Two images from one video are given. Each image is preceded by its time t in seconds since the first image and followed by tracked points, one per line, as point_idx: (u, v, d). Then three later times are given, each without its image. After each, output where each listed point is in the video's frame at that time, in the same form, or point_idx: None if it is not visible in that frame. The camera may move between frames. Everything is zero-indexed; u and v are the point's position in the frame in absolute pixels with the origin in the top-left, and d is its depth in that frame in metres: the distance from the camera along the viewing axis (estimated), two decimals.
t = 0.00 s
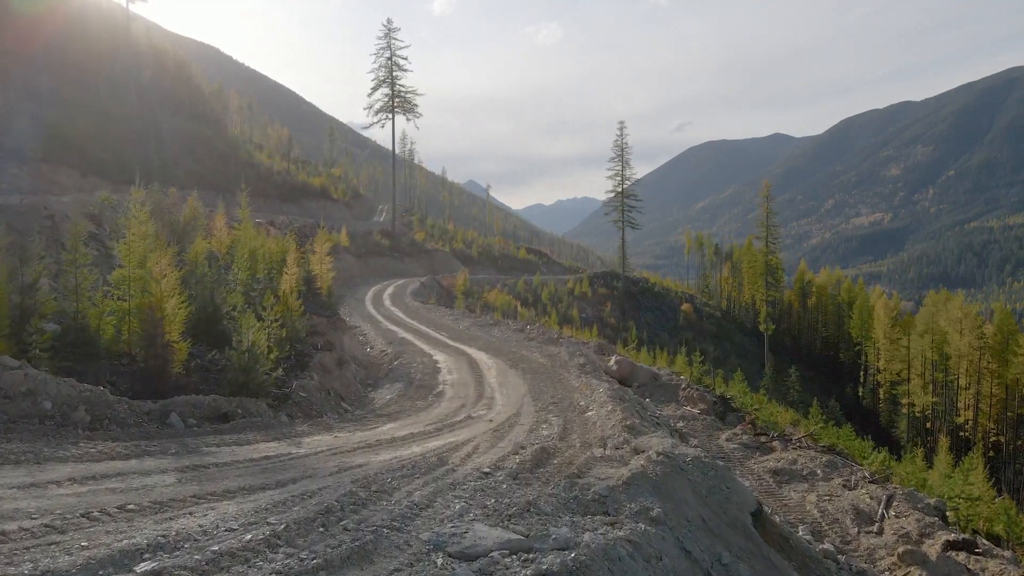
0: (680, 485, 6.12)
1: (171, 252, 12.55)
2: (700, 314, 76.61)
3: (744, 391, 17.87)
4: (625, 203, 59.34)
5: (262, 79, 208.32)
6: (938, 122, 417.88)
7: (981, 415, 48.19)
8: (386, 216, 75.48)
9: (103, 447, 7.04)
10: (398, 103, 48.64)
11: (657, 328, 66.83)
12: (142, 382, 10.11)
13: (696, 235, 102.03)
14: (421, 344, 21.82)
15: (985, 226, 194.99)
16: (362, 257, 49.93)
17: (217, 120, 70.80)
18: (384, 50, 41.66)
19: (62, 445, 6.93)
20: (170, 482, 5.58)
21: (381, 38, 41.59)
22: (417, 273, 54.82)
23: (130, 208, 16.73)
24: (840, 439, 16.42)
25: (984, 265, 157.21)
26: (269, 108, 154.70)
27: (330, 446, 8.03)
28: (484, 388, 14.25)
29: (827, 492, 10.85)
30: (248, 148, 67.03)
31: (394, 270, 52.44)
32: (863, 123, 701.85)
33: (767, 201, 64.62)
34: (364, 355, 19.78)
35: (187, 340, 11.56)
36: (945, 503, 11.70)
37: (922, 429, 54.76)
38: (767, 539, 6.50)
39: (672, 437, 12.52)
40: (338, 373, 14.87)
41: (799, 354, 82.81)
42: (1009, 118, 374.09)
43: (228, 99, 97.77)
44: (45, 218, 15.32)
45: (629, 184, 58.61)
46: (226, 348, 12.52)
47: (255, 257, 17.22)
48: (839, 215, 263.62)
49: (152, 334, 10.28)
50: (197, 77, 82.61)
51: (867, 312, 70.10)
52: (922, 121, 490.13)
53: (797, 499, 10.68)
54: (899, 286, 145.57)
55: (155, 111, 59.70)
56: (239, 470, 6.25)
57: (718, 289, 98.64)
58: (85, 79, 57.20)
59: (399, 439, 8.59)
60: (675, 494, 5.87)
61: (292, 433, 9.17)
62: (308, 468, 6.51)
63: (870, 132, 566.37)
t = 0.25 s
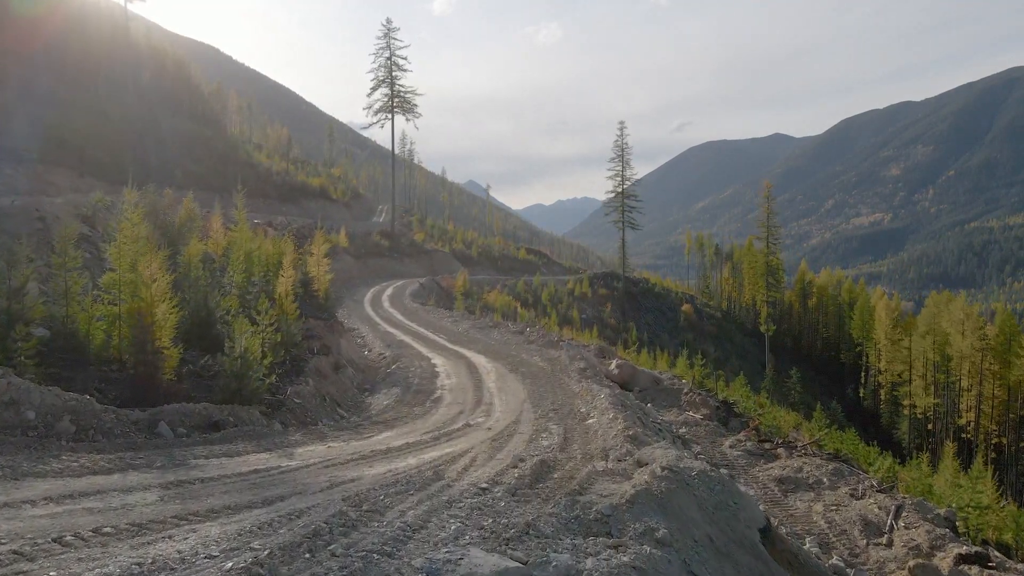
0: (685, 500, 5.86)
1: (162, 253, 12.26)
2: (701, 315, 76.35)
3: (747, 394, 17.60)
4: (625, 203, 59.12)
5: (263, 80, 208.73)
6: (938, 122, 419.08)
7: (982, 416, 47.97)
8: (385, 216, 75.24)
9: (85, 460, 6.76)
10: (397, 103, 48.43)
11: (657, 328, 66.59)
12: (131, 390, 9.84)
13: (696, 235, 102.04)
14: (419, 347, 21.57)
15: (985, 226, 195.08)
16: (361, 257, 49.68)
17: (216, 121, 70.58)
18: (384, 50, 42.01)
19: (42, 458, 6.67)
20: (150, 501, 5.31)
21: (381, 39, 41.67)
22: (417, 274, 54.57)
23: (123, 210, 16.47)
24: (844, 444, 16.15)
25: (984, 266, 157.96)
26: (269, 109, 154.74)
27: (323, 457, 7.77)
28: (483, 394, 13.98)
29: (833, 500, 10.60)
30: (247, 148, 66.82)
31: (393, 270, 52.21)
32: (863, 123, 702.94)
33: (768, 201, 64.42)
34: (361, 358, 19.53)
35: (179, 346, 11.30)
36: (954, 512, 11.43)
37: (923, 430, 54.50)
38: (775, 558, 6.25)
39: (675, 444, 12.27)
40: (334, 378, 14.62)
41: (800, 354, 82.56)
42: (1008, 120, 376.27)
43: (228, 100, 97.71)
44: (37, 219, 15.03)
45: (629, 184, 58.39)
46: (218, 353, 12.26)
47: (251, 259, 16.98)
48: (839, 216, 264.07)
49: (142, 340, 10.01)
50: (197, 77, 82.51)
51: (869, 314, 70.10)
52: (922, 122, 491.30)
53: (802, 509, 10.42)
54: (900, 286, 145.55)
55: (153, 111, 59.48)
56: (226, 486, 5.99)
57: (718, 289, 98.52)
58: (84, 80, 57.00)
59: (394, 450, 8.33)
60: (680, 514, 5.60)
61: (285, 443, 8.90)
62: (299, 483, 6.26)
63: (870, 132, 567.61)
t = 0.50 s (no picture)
0: (692, 518, 5.62)
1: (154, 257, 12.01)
2: (701, 315, 76.12)
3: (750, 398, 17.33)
4: (625, 203, 58.91)
5: (262, 80, 208.67)
6: (938, 123, 419.31)
7: (985, 418, 47.75)
8: (385, 217, 75.01)
9: (66, 474, 6.49)
10: (397, 103, 48.28)
11: (657, 329, 66.38)
12: (119, 398, 9.57)
13: (696, 235, 101.95)
14: (417, 350, 21.33)
15: (985, 226, 195.22)
16: (361, 258, 49.45)
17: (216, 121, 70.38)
18: (383, 50, 43.78)
19: (21, 473, 6.39)
20: (129, 523, 5.03)
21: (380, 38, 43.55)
22: (416, 275, 54.34)
23: (117, 211, 16.22)
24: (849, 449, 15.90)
25: (984, 266, 158.03)
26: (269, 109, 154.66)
27: (315, 469, 7.51)
28: (482, 399, 13.72)
29: (841, 510, 10.34)
30: (247, 148, 66.64)
31: (393, 271, 52.00)
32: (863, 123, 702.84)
33: (768, 201, 64.21)
34: (359, 361, 19.28)
35: (170, 351, 11.03)
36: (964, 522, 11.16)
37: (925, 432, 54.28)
38: None
39: (677, 451, 12.01)
40: (331, 382, 14.36)
41: (801, 355, 82.33)
42: (1008, 120, 376.51)
43: (227, 100, 97.63)
44: (28, 221, 14.78)
45: (630, 185, 58.23)
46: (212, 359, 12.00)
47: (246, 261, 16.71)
48: (840, 216, 264.18)
49: (130, 346, 9.74)
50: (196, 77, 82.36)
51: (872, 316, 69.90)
52: (922, 122, 491.15)
53: (809, 518, 10.17)
54: (900, 287, 145.55)
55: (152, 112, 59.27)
56: (212, 503, 5.71)
57: (719, 290, 98.33)
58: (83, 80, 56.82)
59: (389, 460, 8.06)
60: (687, 533, 5.35)
61: (276, 452, 8.64)
62: (288, 499, 5.98)
63: (870, 132, 567.73)
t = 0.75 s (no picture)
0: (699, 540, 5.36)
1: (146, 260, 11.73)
2: (702, 316, 75.87)
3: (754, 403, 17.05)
4: (625, 204, 58.64)
5: (262, 80, 208.58)
6: (938, 123, 419.54)
7: (987, 419, 47.53)
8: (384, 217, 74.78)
9: (45, 489, 6.21)
10: (396, 103, 48.08)
11: (658, 330, 66.10)
12: (106, 405, 9.29)
13: (696, 235, 101.80)
14: (415, 353, 21.07)
15: (985, 226, 195.42)
16: (360, 259, 49.15)
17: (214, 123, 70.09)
18: (384, 49, 45.28)
19: None
20: (105, 546, 4.75)
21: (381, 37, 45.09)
22: (415, 275, 54.08)
23: (108, 213, 15.91)
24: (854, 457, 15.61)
25: (983, 266, 158.18)
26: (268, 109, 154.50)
27: (306, 482, 7.24)
28: (481, 405, 13.44)
29: (849, 520, 10.03)
30: (245, 149, 66.40)
31: (392, 272, 51.72)
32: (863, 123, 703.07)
33: (769, 202, 63.91)
34: (356, 365, 19.02)
35: (160, 357, 10.75)
36: (975, 533, 10.88)
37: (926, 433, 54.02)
38: None
39: (680, 459, 11.73)
40: (327, 387, 14.09)
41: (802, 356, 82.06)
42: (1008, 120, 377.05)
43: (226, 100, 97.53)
44: (18, 223, 14.49)
45: (630, 185, 58.01)
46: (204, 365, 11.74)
47: (243, 263, 16.43)
48: (839, 216, 264.31)
49: (118, 352, 9.46)
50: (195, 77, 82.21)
51: (873, 319, 69.85)
52: (922, 122, 491.34)
53: (816, 529, 9.87)
54: (900, 287, 145.39)
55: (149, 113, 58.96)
56: (195, 522, 5.44)
57: (719, 290, 98.14)
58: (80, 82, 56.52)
59: (383, 472, 7.78)
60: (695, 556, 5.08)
61: (267, 463, 8.35)
62: (276, 517, 5.71)
63: (870, 132, 568.02)
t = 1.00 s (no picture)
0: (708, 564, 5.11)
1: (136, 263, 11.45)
2: (702, 316, 75.60)
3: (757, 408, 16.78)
4: (625, 204, 58.38)
5: (261, 81, 208.45)
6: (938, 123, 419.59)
7: (989, 420, 47.30)
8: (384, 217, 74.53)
9: (23, 506, 5.93)
10: (395, 103, 47.87)
11: (658, 330, 65.85)
12: (93, 414, 9.00)
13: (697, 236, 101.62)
14: (414, 356, 20.79)
15: (985, 226, 195.37)
16: (359, 259, 48.88)
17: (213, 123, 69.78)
18: (383, 49, 45.84)
19: None
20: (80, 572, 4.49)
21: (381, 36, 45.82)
22: (415, 276, 53.81)
23: (100, 214, 15.63)
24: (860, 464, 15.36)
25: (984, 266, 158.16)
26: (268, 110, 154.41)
27: (298, 496, 6.98)
28: (479, 411, 13.16)
29: (858, 531, 9.75)
30: (244, 149, 66.13)
31: (391, 273, 51.46)
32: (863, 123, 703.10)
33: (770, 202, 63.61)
34: (353, 368, 18.75)
35: (150, 364, 10.47)
36: (985, 543, 10.60)
37: (928, 435, 53.77)
38: None
39: (683, 467, 11.46)
40: (323, 393, 13.81)
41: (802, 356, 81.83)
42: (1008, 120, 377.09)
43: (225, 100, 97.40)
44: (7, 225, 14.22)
45: (630, 185, 57.73)
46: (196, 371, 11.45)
47: (237, 266, 16.15)
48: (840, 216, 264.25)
49: (106, 359, 9.17)
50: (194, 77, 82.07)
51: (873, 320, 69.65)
52: (923, 123, 491.39)
53: (824, 541, 9.59)
54: (900, 287, 145.27)
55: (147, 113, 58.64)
56: (177, 543, 5.18)
57: (719, 290, 97.92)
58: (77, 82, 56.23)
59: (377, 486, 7.51)
60: None
61: (257, 475, 8.07)
62: (262, 538, 5.45)
63: (870, 132, 568.30)
